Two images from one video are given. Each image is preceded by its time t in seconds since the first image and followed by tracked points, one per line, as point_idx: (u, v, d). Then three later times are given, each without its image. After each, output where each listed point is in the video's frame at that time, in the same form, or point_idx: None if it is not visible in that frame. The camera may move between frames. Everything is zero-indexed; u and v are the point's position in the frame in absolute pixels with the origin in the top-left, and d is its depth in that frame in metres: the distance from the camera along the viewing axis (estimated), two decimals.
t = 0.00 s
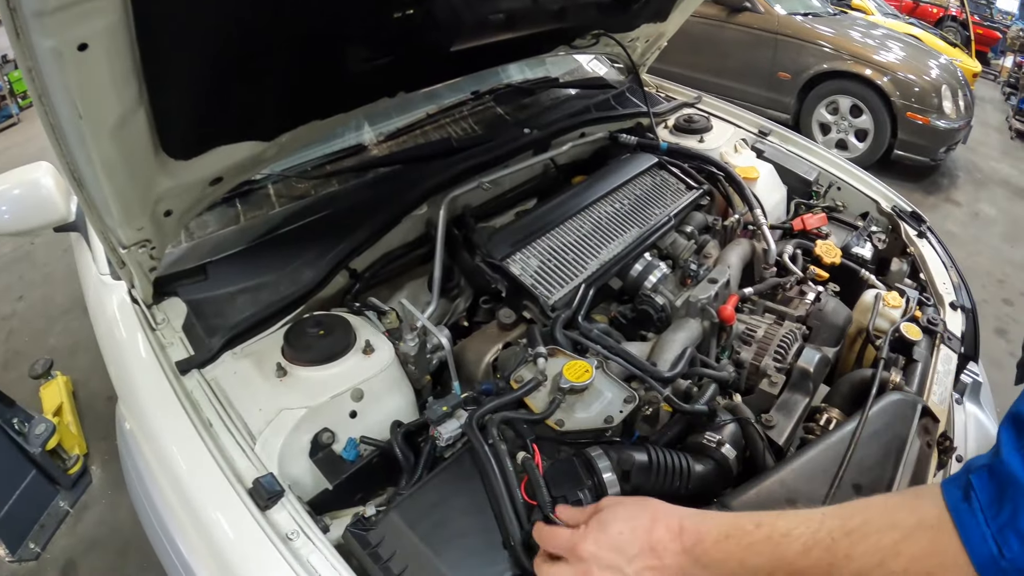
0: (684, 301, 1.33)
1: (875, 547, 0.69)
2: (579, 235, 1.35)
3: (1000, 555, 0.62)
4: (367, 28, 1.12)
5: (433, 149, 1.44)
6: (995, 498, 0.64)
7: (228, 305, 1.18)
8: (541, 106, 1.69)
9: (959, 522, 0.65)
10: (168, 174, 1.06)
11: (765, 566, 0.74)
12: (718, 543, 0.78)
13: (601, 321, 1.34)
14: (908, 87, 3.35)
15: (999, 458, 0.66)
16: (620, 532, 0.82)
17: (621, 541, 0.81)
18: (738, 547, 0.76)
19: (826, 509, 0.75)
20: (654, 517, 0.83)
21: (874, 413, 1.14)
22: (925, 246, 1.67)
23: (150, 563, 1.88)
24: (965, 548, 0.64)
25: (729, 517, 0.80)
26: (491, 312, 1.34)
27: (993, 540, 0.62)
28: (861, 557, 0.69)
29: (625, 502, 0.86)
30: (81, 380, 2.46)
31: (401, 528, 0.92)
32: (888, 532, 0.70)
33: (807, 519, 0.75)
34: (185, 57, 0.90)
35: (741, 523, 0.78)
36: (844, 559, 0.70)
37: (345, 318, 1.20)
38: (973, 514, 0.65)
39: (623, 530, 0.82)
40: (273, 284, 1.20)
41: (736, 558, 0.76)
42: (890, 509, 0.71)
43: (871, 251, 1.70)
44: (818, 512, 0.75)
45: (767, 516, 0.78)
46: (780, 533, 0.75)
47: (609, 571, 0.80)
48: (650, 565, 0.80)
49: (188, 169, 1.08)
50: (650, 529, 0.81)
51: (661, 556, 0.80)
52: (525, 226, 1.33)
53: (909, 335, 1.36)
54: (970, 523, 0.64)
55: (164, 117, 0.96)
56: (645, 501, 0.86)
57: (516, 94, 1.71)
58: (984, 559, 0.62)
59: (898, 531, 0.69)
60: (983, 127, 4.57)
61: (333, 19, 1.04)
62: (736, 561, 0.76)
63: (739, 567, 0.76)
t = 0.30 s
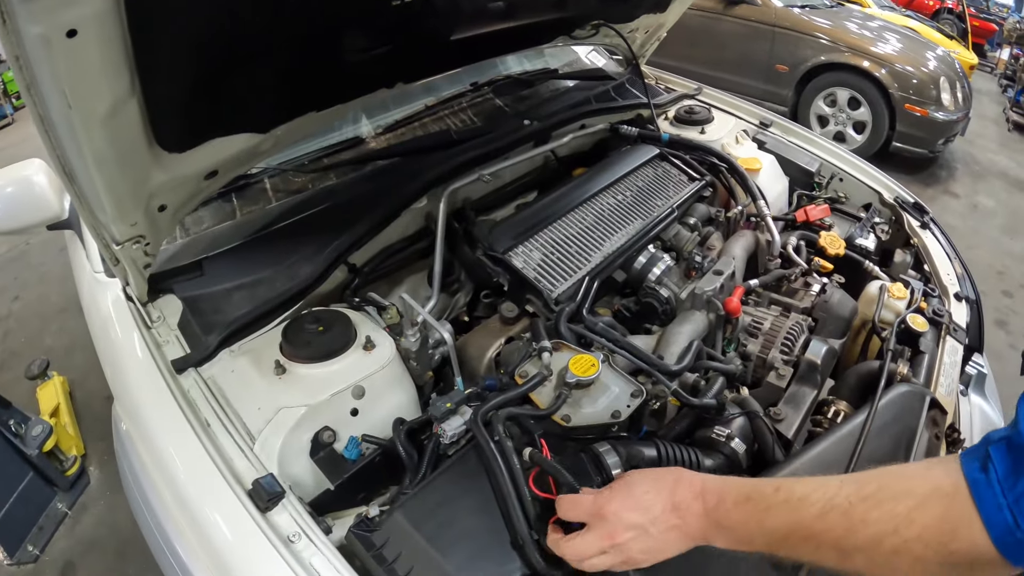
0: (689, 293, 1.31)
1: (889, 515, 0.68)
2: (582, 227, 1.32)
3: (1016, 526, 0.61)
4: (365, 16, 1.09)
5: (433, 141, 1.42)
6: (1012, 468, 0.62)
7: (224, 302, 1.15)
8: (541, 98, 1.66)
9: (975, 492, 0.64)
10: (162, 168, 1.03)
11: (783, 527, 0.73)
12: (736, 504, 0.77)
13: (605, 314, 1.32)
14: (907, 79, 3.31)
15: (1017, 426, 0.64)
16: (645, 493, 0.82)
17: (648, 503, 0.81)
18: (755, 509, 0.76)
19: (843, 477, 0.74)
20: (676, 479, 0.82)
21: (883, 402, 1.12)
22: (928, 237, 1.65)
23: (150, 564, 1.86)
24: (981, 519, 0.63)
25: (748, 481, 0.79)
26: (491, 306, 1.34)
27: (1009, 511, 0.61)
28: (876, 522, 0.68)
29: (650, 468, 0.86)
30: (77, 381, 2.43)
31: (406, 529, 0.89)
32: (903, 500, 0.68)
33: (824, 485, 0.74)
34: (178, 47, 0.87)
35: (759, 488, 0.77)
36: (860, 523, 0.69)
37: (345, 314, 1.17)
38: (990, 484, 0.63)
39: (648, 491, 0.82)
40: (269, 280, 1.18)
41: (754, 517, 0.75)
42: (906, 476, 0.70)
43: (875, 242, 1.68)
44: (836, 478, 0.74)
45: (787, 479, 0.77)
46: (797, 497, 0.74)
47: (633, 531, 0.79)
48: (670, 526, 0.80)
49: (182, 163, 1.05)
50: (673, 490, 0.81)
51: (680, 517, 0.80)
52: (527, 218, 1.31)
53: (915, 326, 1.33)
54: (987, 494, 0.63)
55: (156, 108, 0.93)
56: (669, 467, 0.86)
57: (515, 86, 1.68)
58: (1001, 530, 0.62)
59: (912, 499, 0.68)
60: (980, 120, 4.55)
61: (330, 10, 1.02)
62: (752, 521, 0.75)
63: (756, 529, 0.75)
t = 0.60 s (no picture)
0: (690, 288, 1.30)
1: (907, 502, 0.68)
2: (581, 222, 1.31)
3: None
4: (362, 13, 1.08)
5: (430, 137, 1.41)
6: None
7: (222, 300, 1.14)
8: (539, 92, 1.65)
9: (990, 474, 0.65)
10: (158, 167, 1.02)
11: (800, 515, 0.73)
12: (749, 493, 0.75)
13: (605, 309, 1.31)
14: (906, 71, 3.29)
15: None
16: (644, 501, 0.76)
17: (650, 506, 0.76)
18: (769, 496, 0.74)
19: (860, 458, 0.73)
20: (676, 474, 0.78)
21: (885, 398, 1.12)
22: (929, 229, 1.64)
23: (153, 564, 1.86)
24: (996, 502, 0.64)
25: (759, 462, 0.77)
26: (491, 303, 1.31)
27: None
28: (895, 509, 0.68)
29: (638, 463, 0.80)
30: (77, 381, 2.42)
31: (407, 527, 0.89)
32: (921, 485, 0.68)
33: (839, 468, 0.73)
34: (175, 47, 0.86)
35: (771, 476, 0.75)
36: (878, 510, 0.69)
37: (344, 312, 1.16)
38: (1006, 467, 0.64)
39: (647, 498, 0.76)
40: (267, 279, 1.17)
41: (768, 504, 0.74)
42: (927, 459, 0.69)
43: (876, 235, 1.67)
44: (851, 460, 0.73)
45: (800, 462, 0.75)
46: (812, 485, 0.73)
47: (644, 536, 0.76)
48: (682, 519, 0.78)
49: (178, 161, 1.04)
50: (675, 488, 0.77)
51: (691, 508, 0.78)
52: (526, 213, 1.30)
53: (917, 319, 1.32)
54: (1002, 476, 0.64)
55: (151, 107, 0.92)
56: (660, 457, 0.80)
57: (513, 81, 1.67)
58: (1016, 512, 0.63)
59: (932, 484, 0.68)
60: (980, 112, 4.53)
61: (329, 3, 1.00)
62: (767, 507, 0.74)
63: (772, 516, 0.74)
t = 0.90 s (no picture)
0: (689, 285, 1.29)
1: (911, 522, 0.65)
2: (579, 219, 1.30)
3: None
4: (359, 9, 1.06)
5: (427, 133, 1.40)
6: None
7: (217, 299, 1.13)
8: (537, 88, 1.64)
9: (994, 475, 0.63)
10: (152, 166, 1.01)
11: (800, 545, 0.70)
12: (745, 530, 0.72)
13: (603, 307, 1.30)
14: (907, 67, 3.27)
15: None
16: (638, 551, 0.74)
17: (647, 553, 0.74)
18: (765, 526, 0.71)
19: (859, 475, 0.69)
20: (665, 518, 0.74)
21: (885, 395, 1.11)
22: (930, 227, 1.63)
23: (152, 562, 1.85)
24: (1002, 505, 0.62)
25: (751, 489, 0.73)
26: (489, 300, 1.31)
27: None
28: (898, 529, 0.65)
29: (624, 506, 0.76)
30: (76, 379, 2.41)
31: (403, 529, 0.88)
32: (927, 501, 0.65)
33: (838, 491, 0.69)
34: (168, 45, 0.85)
35: (765, 507, 0.72)
36: (881, 531, 0.66)
37: (340, 310, 1.16)
38: (1009, 466, 0.62)
39: (641, 548, 0.74)
40: (262, 277, 1.16)
41: (765, 536, 0.71)
42: (931, 474, 0.66)
43: (876, 232, 1.66)
44: (850, 480, 0.69)
45: (795, 486, 0.71)
46: (809, 514, 0.69)
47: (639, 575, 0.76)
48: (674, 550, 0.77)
49: (172, 159, 1.03)
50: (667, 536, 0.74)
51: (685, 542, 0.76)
52: (523, 210, 1.29)
53: (918, 317, 1.32)
54: (1006, 476, 0.62)
55: (144, 105, 0.91)
56: (646, 498, 0.76)
57: (510, 77, 1.66)
58: None
59: (936, 499, 0.65)
60: (980, 108, 4.51)
61: None
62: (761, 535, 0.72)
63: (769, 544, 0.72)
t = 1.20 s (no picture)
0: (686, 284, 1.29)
1: (908, 544, 0.64)
2: (576, 218, 1.30)
3: None
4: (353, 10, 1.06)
5: (424, 132, 1.40)
6: None
7: (213, 299, 1.13)
8: (534, 86, 1.64)
9: (993, 495, 0.61)
10: (147, 167, 1.00)
11: (799, 567, 0.70)
12: (742, 548, 0.72)
13: (601, 305, 1.30)
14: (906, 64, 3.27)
15: None
16: (628, 561, 0.76)
17: (638, 565, 0.76)
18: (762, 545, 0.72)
19: (855, 497, 0.69)
20: (664, 534, 0.76)
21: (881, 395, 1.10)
22: (928, 224, 1.63)
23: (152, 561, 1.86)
24: (1001, 524, 0.60)
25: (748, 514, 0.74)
26: (486, 299, 1.31)
27: None
28: (899, 550, 0.64)
29: (629, 515, 0.79)
30: (75, 379, 2.41)
31: (399, 529, 0.88)
32: (925, 522, 0.64)
33: (834, 513, 0.69)
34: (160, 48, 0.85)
35: (762, 529, 0.72)
36: (881, 554, 0.65)
37: (336, 310, 1.15)
38: (1007, 484, 0.60)
39: (631, 558, 0.76)
40: (258, 277, 1.16)
41: (763, 558, 0.72)
42: (926, 492, 0.65)
43: (874, 230, 1.66)
44: (846, 501, 0.69)
45: (791, 508, 0.72)
46: (806, 536, 0.69)
47: None
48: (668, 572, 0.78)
49: (167, 160, 1.03)
50: (661, 552, 0.75)
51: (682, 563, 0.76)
52: (520, 209, 1.29)
53: (915, 315, 1.31)
54: (1004, 496, 0.60)
55: (138, 107, 0.91)
56: (652, 512, 0.78)
57: (507, 75, 1.66)
58: None
59: (934, 519, 0.64)
60: (978, 105, 4.50)
61: None
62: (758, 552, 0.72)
63: (767, 565, 0.72)
